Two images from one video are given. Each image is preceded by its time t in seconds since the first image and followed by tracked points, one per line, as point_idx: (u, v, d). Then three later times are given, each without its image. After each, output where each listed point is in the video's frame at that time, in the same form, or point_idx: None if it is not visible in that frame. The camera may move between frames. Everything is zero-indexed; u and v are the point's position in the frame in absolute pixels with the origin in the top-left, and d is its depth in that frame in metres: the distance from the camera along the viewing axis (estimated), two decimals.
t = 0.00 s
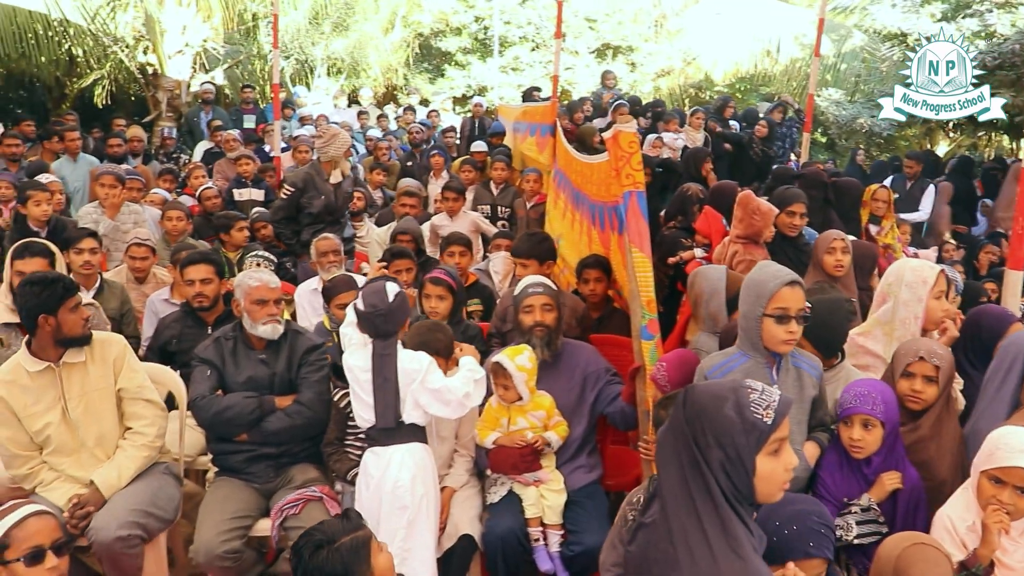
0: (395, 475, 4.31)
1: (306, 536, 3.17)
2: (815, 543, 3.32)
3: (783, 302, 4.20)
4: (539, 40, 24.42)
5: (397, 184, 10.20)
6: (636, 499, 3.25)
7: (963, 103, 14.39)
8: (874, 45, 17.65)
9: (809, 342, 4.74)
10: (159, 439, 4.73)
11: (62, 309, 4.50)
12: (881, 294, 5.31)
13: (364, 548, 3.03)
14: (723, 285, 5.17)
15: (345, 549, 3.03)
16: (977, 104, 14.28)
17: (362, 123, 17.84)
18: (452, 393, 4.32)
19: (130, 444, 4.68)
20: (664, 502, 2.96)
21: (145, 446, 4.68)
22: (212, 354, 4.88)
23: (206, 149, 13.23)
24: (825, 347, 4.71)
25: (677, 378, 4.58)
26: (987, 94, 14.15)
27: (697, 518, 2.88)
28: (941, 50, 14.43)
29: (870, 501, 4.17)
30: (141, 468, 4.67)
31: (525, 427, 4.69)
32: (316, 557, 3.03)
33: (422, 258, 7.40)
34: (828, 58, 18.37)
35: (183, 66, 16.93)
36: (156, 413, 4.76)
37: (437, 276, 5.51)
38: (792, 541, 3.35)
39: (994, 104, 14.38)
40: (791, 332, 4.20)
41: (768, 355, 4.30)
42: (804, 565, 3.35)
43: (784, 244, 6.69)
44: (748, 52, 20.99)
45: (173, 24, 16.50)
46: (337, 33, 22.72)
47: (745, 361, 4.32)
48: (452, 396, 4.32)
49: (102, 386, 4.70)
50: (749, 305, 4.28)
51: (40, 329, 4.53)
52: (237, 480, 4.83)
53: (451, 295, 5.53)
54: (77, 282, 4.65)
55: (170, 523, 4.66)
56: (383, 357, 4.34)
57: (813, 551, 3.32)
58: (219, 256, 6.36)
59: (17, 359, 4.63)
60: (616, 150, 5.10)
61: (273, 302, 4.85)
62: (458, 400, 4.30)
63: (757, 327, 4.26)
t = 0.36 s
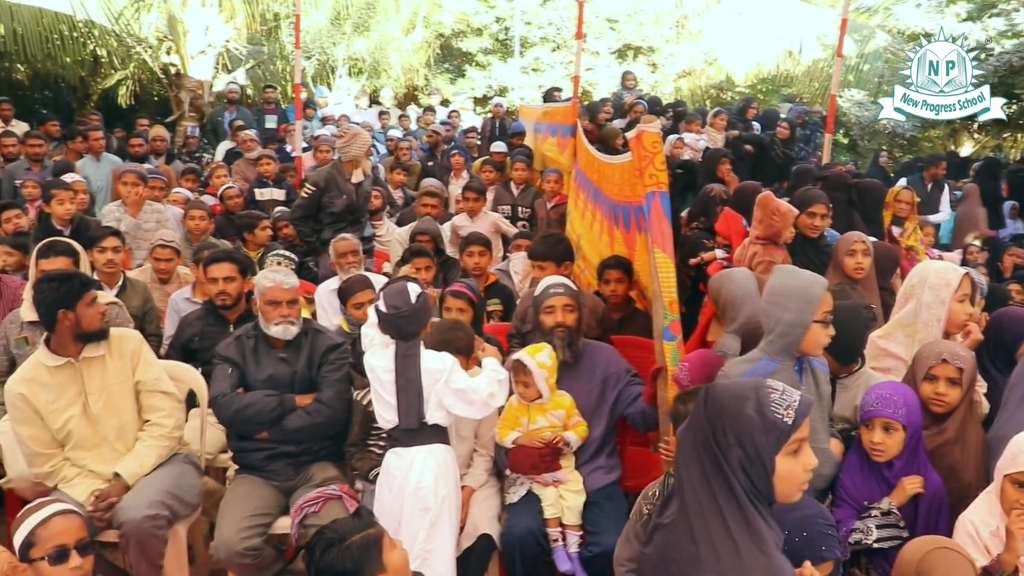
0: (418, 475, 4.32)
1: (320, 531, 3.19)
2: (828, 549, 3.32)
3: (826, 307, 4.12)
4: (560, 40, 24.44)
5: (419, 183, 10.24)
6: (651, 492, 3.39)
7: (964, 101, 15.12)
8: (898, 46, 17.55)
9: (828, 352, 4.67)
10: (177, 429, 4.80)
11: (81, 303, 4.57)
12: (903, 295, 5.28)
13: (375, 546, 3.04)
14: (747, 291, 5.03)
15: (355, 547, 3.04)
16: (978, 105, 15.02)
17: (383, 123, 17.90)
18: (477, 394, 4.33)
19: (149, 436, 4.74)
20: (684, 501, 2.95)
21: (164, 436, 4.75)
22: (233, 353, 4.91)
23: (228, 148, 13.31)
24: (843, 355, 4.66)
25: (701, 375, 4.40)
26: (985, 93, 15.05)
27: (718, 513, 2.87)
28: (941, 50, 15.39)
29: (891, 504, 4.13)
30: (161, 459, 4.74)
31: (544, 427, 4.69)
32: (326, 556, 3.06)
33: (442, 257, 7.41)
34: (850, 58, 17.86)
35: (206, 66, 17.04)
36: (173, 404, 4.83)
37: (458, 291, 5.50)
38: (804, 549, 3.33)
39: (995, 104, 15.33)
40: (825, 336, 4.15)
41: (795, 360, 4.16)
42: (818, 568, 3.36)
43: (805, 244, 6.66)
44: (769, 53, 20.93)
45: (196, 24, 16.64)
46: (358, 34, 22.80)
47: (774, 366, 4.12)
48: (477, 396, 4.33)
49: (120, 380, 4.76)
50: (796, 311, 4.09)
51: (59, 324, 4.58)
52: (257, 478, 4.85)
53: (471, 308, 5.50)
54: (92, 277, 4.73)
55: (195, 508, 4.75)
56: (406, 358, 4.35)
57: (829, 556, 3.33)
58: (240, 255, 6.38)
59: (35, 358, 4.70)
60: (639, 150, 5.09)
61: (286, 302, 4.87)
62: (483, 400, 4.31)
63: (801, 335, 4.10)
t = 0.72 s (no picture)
0: (432, 475, 4.33)
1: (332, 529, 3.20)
2: (834, 545, 3.31)
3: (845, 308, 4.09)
4: (578, 41, 24.25)
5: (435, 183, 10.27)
6: (649, 486, 3.64)
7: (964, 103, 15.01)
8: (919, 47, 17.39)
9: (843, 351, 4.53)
10: (196, 425, 4.87)
11: (106, 297, 4.61)
12: (921, 297, 5.25)
13: (387, 543, 3.05)
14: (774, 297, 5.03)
15: (367, 545, 3.05)
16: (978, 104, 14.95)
17: (399, 122, 17.93)
18: (493, 395, 4.33)
19: (170, 431, 4.80)
20: (692, 498, 2.97)
21: (184, 430, 4.83)
22: (249, 350, 4.92)
23: (246, 147, 13.37)
24: (859, 357, 4.50)
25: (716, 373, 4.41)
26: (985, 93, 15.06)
27: (719, 512, 2.88)
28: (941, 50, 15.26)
29: (904, 507, 4.13)
30: (182, 455, 4.81)
31: (558, 426, 4.68)
32: (338, 553, 3.07)
33: (456, 257, 7.41)
34: (870, 60, 18.19)
35: (224, 65, 17.28)
36: (192, 400, 4.90)
37: (471, 295, 5.48)
38: (810, 546, 3.32)
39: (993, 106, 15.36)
40: (841, 338, 4.12)
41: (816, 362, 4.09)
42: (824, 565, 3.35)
43: (820, 246, 6.63)
44: (787, 54, 20.64)
45: (213, 24, 16.85)
46: (377, 33, 23.38)
47: (799, 369, 4.04)
48: (493, 397, 4.33)
49: (142, 374, 4.82)
50: (820, 313, 4.02)
51: (84, 318, 4.62)
52: (271, 475, 4.85)
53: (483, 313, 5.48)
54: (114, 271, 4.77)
55: (216, 503, 4.84)
56: (421, 357, 4.35)
57: (836, 552, 3.32)
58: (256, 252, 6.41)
59: (58, 351, 4.73)
60: (655, 150, 5.11)
61: (295, 301, 4.87)
62: (500, 401, 4.32)
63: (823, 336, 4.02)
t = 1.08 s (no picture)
0: (450, 479, 4.33)
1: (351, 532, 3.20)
2: (863, 544, 3.22)
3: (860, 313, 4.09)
4: (600, 45, 24.27)
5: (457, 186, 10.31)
6: (655, 482, 4.00)
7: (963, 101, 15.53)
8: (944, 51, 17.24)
9: (865, 354, 4.44)
10: (223, 430, 4.94)
11: (147, 294, 4.73)
12: (944, 302, 5.21)
13: (406, 545, 3.05)
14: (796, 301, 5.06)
15: (385, 547, 3.05)
16: (974, 106, 15.19)
17: (420, 126, 17.96)
18: (510, 401, 4.32)
19: (196, 435, 4.87)
20: (707, 499, 2.94)
21: (210, 435, 4.89)
22: (269, 351, 4.93)
23: (268, 150, 13.45)
24: (881, 361, 4.43)
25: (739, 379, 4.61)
26: (984, 93, 15.25)
27: (730, 515, 2.84)
28: (938, 52, 15.51)
29: (928, 514, 4.10)
30: (205, 459, 4.85)
31: (577, 430, 4.64)
32: (356, 556, 3.07)
33: (476, 260, 7.43)
34: (894, 65, 18.10)
35: (246, 68, 17.17)
36: (221, 405, 5.00)
37: (489, 299, 5.47)
38: (838, 547, 3.23)
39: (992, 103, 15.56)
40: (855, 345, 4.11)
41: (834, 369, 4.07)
42: (849, 566, 3.26)
43: (841, 251, 6.58)
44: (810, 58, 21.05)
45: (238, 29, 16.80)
46: (398, 37, 22.78)
47: (817, 377, 3.97)
48: (511, 403, 4.32)
49: (176, 374, 4.92)
50: (839, 320, 3.99)
51: (124, 314, 4.74)
52: (291, 477, 4.88)
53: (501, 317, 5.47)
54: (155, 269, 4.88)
55: (237, 508, 4.87)
56: (440, 360, 4.35)
57: (864, 550, 3.24)
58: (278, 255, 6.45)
59: (98, 345, 4.82)
60: (678, 153, 5.16)
61: (312, 303, 4.88)
62: (517, 407, 4.31)
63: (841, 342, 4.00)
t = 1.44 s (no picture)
0: (466, 483, 4.34)
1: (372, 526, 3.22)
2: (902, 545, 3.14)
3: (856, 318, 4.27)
4: (619, 49, 24.20)
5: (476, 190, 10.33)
6: (672, 480, 4.14)
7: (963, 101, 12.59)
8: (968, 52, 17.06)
9: (885, 357, 4.36)
10: (247, 436, 4.99)
11: (188, 291, 4.88)
12: (965, 306, 5.17)
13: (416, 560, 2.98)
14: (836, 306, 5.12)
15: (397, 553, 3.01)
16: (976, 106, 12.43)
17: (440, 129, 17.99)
18: (527, 403, 4.31)
19: (221, 438, 4.93)
20: (721, 498, 2.91)
21: (234, 440, 4.94)
22: (288, 353, 4.96)
23: (288, 154, 13.52)
24: (902, 363, 4.35)
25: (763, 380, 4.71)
26: (985, 93, 13.31)
27: (745, 515, 2.81)
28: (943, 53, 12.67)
29: (952, 519, 4.07)
30: (226, 465, 4.89)
31: (594, 431, 4.65)
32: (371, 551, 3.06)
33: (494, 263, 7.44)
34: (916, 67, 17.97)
35: (268, 71, 16.51)
36: (248, 411, 5.06)
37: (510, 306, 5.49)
38: (879, 550, 3.13)
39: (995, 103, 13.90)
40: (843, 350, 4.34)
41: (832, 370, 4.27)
42: (890, 567, 3.17)
43: (861, 254, 6.54)
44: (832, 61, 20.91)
45: (258, 32, 16.11)
46: (418, 41, 22.79)
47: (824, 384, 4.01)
48: (527, 406, 4.31)
49: (208, 376, 5.01)
50: (842, 327, 4.18)
51: (165, 309, 4.88)
52: (308, 478, 4.89)
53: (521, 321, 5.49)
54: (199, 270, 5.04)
55: (255, 512, 4.90)
56: (454, 363, 4.36)
57: (904, 551, 3.14)
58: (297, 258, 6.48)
59: (137, 339, 4.96)
60: (700, 156, 5.25)
61: (329, 305, 4.91)
62: (533, 410, 4.29)
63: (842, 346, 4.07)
